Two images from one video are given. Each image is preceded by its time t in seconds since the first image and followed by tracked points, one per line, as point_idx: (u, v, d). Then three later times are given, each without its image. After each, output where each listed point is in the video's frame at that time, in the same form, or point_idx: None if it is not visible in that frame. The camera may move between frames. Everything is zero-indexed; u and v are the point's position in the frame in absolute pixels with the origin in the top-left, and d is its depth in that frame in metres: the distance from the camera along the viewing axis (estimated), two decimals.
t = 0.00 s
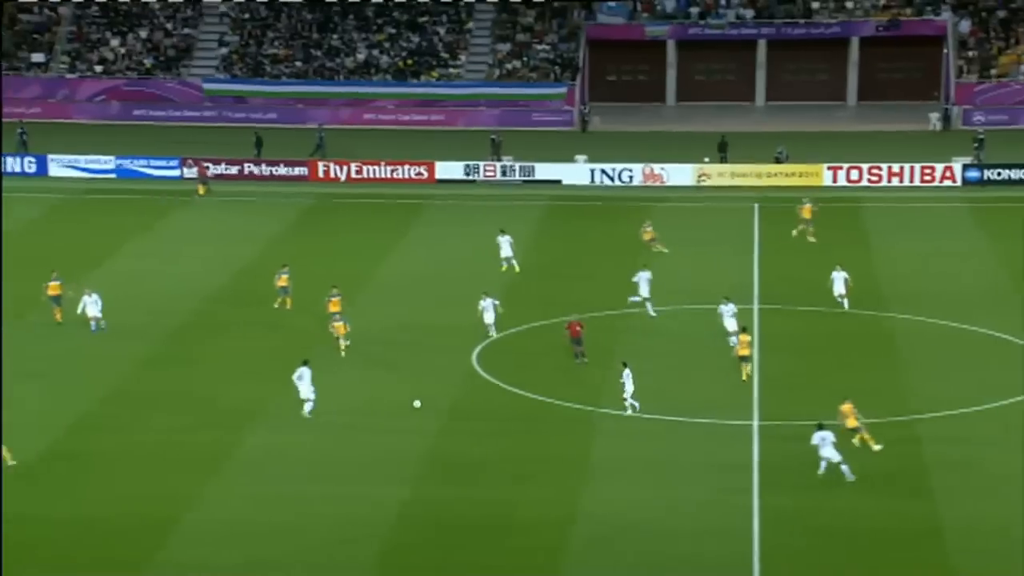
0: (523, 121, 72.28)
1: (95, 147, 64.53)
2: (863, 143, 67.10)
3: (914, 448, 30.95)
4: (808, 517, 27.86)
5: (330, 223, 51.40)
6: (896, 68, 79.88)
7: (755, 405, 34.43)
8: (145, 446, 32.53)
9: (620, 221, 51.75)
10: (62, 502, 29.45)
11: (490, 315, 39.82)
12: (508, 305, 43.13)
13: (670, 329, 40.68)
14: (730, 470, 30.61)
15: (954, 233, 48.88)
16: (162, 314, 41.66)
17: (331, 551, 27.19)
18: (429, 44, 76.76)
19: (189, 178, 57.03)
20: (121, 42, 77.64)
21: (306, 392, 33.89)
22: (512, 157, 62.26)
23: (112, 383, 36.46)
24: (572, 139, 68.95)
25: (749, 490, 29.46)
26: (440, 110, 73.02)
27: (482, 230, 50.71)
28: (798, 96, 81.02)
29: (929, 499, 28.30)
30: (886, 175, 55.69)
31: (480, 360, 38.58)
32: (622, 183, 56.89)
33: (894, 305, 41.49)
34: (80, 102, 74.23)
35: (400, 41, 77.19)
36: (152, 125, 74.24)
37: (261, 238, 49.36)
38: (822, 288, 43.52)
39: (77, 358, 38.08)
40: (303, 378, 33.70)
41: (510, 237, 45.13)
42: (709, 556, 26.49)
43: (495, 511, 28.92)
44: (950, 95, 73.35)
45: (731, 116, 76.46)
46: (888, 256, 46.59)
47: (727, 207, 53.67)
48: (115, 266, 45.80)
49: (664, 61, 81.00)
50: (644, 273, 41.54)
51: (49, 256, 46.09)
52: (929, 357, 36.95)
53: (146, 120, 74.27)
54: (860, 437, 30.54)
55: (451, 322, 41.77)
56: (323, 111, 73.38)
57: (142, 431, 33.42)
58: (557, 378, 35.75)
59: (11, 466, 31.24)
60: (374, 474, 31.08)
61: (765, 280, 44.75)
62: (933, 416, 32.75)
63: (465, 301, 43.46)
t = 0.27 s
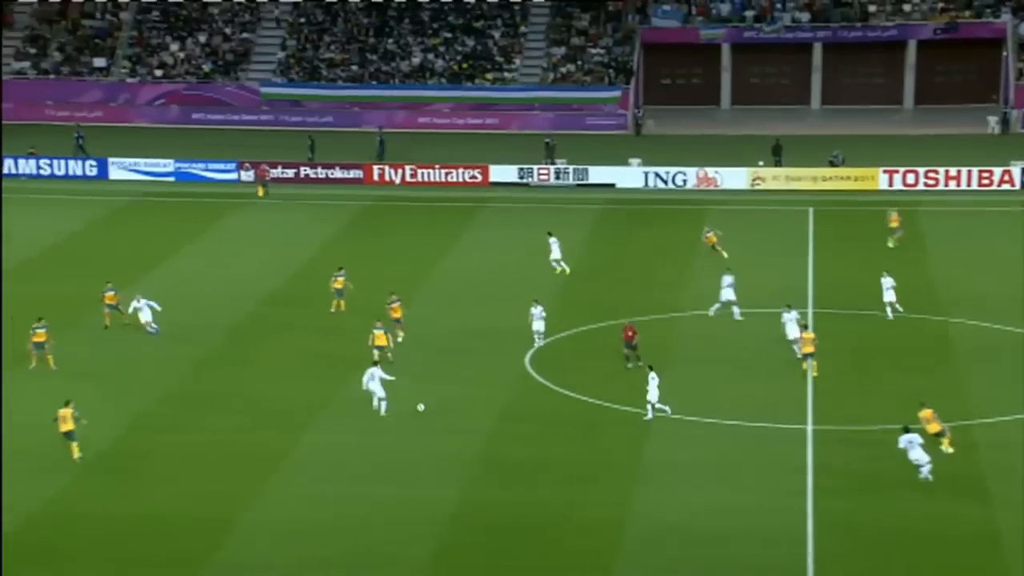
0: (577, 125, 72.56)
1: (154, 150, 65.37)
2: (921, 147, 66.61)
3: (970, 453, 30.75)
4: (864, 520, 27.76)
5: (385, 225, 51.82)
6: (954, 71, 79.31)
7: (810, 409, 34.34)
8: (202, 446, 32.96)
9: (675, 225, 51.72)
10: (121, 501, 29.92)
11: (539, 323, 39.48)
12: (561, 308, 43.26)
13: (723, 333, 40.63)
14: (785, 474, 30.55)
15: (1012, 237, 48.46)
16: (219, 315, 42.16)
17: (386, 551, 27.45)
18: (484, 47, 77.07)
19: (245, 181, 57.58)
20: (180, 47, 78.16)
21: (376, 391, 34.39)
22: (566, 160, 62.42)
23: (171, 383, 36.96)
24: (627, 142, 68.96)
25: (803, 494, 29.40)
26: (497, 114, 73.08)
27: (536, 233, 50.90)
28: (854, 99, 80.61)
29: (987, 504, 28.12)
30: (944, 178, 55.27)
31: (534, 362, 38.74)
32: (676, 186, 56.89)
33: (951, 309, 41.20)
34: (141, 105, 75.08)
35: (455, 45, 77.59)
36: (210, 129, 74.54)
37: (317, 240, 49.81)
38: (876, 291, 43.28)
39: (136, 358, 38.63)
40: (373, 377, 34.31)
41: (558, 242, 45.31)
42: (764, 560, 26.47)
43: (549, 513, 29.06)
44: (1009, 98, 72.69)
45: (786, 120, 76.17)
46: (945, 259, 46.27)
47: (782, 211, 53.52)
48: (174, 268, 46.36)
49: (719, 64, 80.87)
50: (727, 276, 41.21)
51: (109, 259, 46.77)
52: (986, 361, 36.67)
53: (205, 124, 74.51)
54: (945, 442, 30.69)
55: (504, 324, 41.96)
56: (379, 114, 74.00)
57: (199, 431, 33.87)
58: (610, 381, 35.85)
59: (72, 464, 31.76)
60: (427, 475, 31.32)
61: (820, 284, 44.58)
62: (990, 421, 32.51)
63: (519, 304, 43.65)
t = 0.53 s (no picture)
0: (619, 126, 72.55)
1: (199, 152, 65.82)
2: (968, 149, 65.95)
3: (1017, 458, 30.45)
4: (910, 526, 27.54)
5: (428, 227, 51.95)
6: (1002, 72, 78.54)
7: (855, 413, 34.12)
8: (247, 447, 33.18)
9: (718, 227, 51.52)
10: (168, 500, 30.18)
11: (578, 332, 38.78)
12: (604, 310, 43.23)
13: (766, 336, 40.44)
14: (830, 479, 30.37)
15: None
16: (263, 316, 42.41)
17: (430, 552, 27.53)
18: (528, 50, 77.11)
19: (290, 183, 57.85)
20: (226, 50, 78.76)
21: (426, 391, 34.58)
22: (609, 162, 62.32)
23: (216, 384, 37.22)
24: (671, 145, 68.75)
25: (847, 499, 29.20)
26: (538, 116, 73.40)
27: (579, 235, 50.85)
28: (900, 101, 79.99)
29: None
30: (991, 181, 54.53)
31: (577, 364, 38.71)
32: (719, 189, 56.73)
33: (998, 313, 40.81)
34: (186, 108, 75.79)
35: (498, 47, 77.62)
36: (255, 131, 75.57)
37: (360, 242, 50.00)
38: (922, 295, 42.92)
39: (181, 359, 38.93)
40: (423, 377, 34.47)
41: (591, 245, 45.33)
42: (808, 565, 26.33)
43: (592, 515, 29.06)
44: None
45: (830, 122, 75.68)
46: (993, 262, 45.82)
47: (827, 213, 53.16)
48: (219, 269, 46.68)
49: (764, 66, 80.53)
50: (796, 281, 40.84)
51: (154, 260, 47.14)
52: None
53: (249, 126, 75.37)
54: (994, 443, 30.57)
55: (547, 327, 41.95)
56: (422, 117, 74.35)
57: (243, 431, 34.09)
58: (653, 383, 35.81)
59: (119, 464, 32.06)
60: (470, 476, 31.38)
61: (865, 287, 44.27)
62: None
63: (562, 307, 43.64)
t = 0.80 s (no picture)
0: (671, 131, 72.22)
1: (253, 158, 66.27)
2: None
3: None
4: (963, 534, 27.25)
5: (479, 233, 52.04)
6: None
7: (908, 421, 33.81)
8: (296, 452, 33.29)
9: (770, 233, 51.24)
10: (217, 504, 30.35)
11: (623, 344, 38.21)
12: (654, 316, 43.07)
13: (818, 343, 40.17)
14: (883, 487, 30.10)
15: None
16: (313, 322, 42.59)
17: (478, 559, 27.49)
18: (580, 55, 77.07)
19: (341, 188, 58.27)
20: (279, 56, 78.85)
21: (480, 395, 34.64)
22: (660, 168, 62.16)
23: (266, 389, 37.42)
24: (723, 151, 68.46)
25: (900, 507, 28.93)
26: (590, 121, 73.24)
27: (629, 241, 50.74)
28: (956, 106, 79.22)
29: None
30: None
31: (627, 370, 38.61)
32: (772, 195, 56.33)
33: None
34: (241, 113, 76.54)
35: (550, 53, 77.69)
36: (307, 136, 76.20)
37: (411, 248, 50.15)
38: (977, 302, 42.49)
39: (232, 364, 39.17)
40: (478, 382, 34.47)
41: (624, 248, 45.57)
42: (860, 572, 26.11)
43: (640, 523, 28.89)
44: None
45: (885, 127, 75.05)
46: None
47: (881, 219, 52.72)
48: (271, 274, 46.97)
49: (818, 72, 80.07)
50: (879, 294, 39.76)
51: (207, 264, 47.50)
52: None
53: (302, 132, 76.14)
54: None
55: (596, 333, 41.88)
56: (474, 123, 74.45)
57: (293, 437, 34.23)
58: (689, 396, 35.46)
59: (170, 469, 32.27)
60: (518, 483, 31.32)
61: (918, 294, 43.87)
62: None
63: (612, 313, 43.56)
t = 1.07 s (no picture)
0: (724, 132, 72.13)
1: (304, 159, 66.49)
2: None
3: None
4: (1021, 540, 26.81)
5: (529, 233, 51.91)
6: None
7: (964, 426, 33.35)
8: (346, 453, 33.28)
9: (823, 234, 50.70)
10: (267, 504, 30.43)
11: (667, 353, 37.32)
12: (705, 318, 42.73)
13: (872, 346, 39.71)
14: (938, 492, 29.69)
15: None
16: (363, 323, 42.59)
17: (529, 561, 27.30)
18: (631, 55, 76.67)
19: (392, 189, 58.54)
20: (330, 56, 79.07)
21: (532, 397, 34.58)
22: (712, 169, 61.70)
23: (316, 389, 37.50)
24: (777, 151, 67.88)
25: (956, 513, 28.53)
26: (640, 122, 72.98)
27: (681, 242, 50.41)
28: (1014, 106, 78.09)
29: None
30: None
31: (677, 372, 38.35)
32: (824, 196, 55.83)
33: None
34: (292, 114, 76.86)
35: (601, 53, 77.37)
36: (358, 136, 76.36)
37: (461, 248, 50.11)
38: None
39: (283, 365, 39.23)
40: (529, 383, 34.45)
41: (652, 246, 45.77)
42: None
43: (693, 527, 28.60)
44: None
45: (941, 128, 74.13)
46: None
47: (936, 221, 52.02)
48: (322, 274, 47.07)
49: (872, 72, 79.26)
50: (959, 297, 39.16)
51: (258, 264, 47.68)
52: None
53: (353, 132, 76.16)
54: None
55: (647, 334, 41.63)
56: (523, 122, 74.31)
57: (343, 438, 34.21)
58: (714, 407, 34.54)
59: (221, 468, 32.39)
60: (569, 486, 31.11)
61: (975, 296, 43.27)
62: None
63: (662, 314, 43.28)
